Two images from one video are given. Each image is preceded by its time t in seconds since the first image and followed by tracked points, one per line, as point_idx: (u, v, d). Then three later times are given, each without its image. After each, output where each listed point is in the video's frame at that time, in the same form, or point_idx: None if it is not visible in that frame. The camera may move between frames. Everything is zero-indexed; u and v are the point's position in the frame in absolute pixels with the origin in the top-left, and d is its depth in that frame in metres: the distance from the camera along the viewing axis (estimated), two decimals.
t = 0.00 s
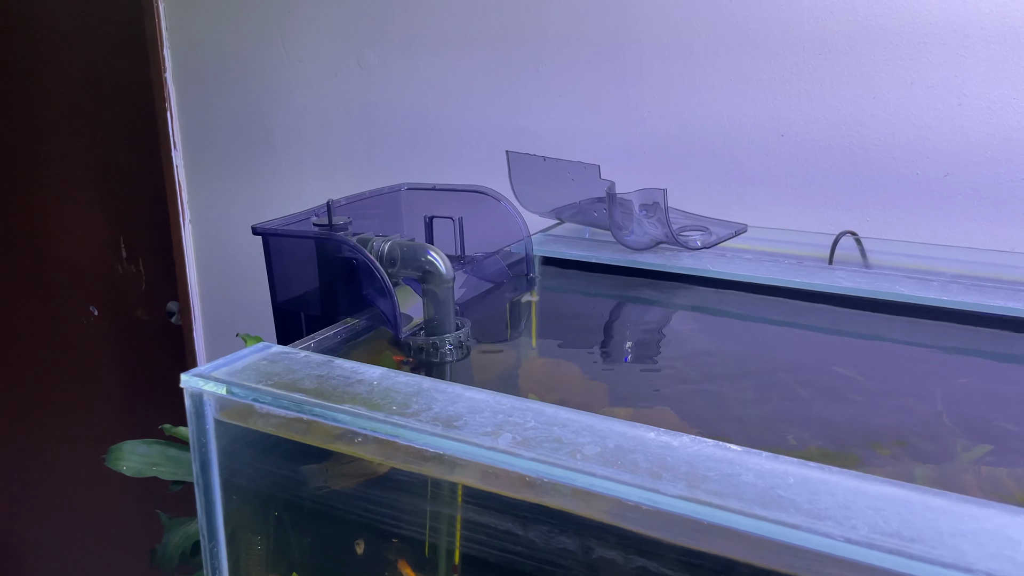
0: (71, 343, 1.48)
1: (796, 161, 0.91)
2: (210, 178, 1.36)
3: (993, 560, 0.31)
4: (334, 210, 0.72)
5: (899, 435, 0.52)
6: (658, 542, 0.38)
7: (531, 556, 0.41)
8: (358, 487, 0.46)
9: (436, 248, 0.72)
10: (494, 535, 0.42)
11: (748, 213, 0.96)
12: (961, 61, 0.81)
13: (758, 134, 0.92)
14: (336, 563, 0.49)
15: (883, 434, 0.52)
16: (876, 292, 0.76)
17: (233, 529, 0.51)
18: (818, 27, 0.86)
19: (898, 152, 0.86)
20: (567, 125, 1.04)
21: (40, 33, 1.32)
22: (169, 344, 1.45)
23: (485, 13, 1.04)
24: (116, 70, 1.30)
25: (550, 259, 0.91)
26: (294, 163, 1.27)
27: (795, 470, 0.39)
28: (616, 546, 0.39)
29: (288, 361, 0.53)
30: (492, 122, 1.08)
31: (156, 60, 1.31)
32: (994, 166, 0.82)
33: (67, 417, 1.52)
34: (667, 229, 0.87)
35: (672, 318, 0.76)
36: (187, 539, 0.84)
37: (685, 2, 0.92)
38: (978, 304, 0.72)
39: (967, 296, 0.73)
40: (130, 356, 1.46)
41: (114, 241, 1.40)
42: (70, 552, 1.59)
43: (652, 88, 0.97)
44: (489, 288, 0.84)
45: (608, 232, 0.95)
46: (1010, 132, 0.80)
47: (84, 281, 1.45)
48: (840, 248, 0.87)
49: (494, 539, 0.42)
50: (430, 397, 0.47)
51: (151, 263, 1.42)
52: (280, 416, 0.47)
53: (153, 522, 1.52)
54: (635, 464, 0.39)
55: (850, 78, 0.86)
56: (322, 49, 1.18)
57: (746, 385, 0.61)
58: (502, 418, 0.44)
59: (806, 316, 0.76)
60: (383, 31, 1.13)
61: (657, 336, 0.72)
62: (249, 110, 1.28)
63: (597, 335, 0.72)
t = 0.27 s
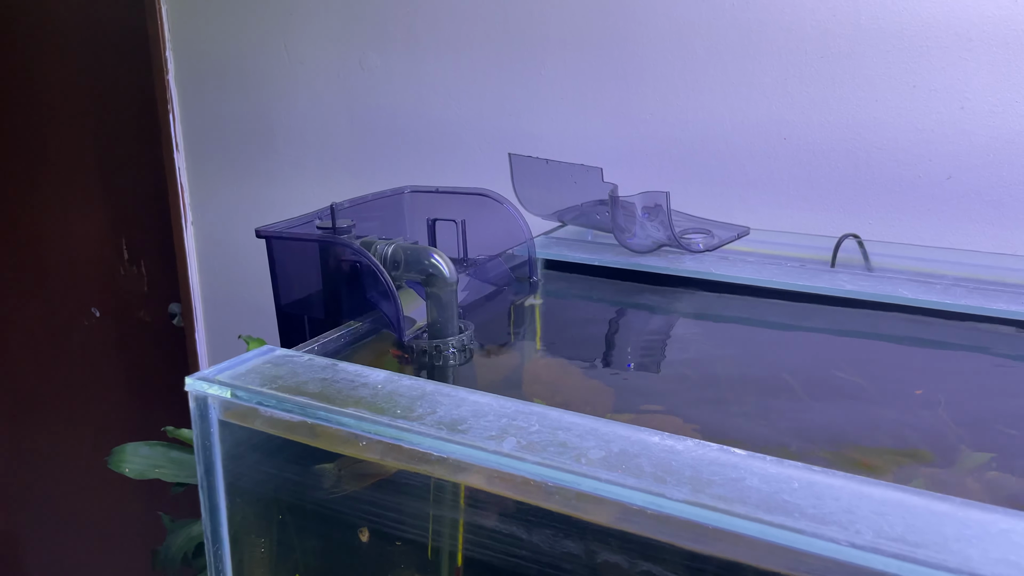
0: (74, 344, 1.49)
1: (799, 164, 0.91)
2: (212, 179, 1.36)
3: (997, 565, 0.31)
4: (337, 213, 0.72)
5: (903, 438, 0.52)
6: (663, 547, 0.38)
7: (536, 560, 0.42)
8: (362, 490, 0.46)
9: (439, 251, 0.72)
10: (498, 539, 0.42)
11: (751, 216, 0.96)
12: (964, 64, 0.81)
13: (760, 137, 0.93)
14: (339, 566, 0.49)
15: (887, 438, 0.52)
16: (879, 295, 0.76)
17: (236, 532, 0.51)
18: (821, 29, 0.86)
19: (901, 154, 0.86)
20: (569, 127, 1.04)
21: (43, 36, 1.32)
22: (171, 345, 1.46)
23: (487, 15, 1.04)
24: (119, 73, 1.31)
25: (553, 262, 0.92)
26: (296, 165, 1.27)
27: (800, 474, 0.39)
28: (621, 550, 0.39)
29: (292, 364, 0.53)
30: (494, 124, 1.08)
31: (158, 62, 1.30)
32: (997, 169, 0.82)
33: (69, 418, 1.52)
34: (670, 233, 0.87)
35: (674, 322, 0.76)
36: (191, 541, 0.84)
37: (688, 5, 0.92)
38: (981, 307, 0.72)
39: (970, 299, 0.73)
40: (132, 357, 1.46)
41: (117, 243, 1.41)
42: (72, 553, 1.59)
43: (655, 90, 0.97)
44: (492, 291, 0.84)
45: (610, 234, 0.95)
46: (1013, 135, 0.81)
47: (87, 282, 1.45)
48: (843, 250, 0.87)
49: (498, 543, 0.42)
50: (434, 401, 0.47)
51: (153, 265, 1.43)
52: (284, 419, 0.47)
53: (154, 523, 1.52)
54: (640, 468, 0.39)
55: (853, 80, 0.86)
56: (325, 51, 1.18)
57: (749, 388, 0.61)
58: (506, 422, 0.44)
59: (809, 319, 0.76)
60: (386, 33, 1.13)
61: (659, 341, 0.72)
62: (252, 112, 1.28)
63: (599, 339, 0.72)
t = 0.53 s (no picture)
0: (74, 345, 1.49)
1: (800, 165, 0.91)
2: (212, 180, 1.36)
3: (1001, 566, 0.31)
4: (338, 213, 0.72)
5: (905, 439, 0.52)
6: (665, 548, 0.38)
7: (538, 561, 0.41)
8: (363, 491, 0.46)
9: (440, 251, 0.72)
10: (500, 540, 0.42)
11: (752, 216, 0.96)
12: (966, 65, 0.81)
13: (761, 137, 0.92)
14: (340, 567, 0.49)
15: (890, 439, 0.52)
16: (881, 296, 0.76)
17: (237, 532, 0.51)
18: (823, 30, 0.86)
19: (902, 155, 0.86)
20: (570, 128, 1.04)
21: (44, 37, 1.32)
22: (171, 345, 1.46)
23: (488, 16, 1.04)
24: (120, 73, 1.31)
25: (554, 263, 0.91)
26: (297, 166, 1.27)
27: (803, 475, 0.39)
28: (624, 551, 0.39)
29: (294, 365, 0.53)
30: (495, 125, 1.08)
31: (159, 63, 1.30)
32: (999, 170, 0.82)
33: (69, 419, 1.52)
34: (671, 233, 0.87)
35: (676, 321, 0.76)
36: (191, 541, 0.84)
37: (689, 6, 0.92)
38: (983, 307, 0.72)
39: (972, 300, 0.73)
40: (132, 357, 1.46)
41: (117, 243, 1.41)
42: (71, 554, 1.58)
43: (655, 91, 0.97)
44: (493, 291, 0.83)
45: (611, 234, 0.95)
46: (1014, 136, 0.81)
47: (87, 282, 1.45)
48: (844, 251, 0.87)
49: (500, 544, 0.42)
50: (435, 402, 0.47)
51: (153, 265, 1.43)
52: (286, 420, 0.47)
53: (154, 523, 1.52)
54: (642, 469, 0.39)
55: (855, 81, 0.86)
56: (326, 52, 1.18)
57: (751, 388, 0.61)
58: (508, 423, 0.44)
59: (811, 319, 0.75)
60: (387, 34, 1.13)
61: (660, 340, 0.72)
62: (253, 113, 1.28)
63: (601, 339, 0.72)
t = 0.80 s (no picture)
0: (73, 345, 1.49)
1: (801, 165, 0.91)
2: (212, 180, 1.36)
3: (1004, 566, 0.31)
4: (339, 213, 0.72)
5: (906, 438, 0.52)
6: (667, 548, 0.38)
7: (540, 561, 0.41)
8: (365, 491, 0.46)
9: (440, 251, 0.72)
10: (502, 539, 0.42)
11: (752, 216, 0.96)
12: (967, 65, 0.81)
13: (762, 137, 0.92)
14: (341, 567, 0.49)
15: (891, 438, 0.52)
16: (882, 296, 0.76)
17: (238, 532, 0.51)
18: (823, 30, 0.86)
19: (903, 155, 0.86)
20: (570, 128, 1.04)
21: (44, 37, 1.32)
22: (171, 346, 1.45)
23: (488, 16, 1.04)
24: (119, 73, 1.31)
25: (554, 263, 0.91)
26: (297, 166, 1.27)
27: (805, 475, 0.39)
28: (625, 551, 0.39)
29: (295, 365, 0.53)
30: (495, 125, 1.08)
31: (159, 63, 1.30)
32: (999, 170, 0.82)
33: (69, 419, 1.52)
34: (672, 233, 0.87)
35: (676, 321, 0.76)
36: (192, 542, 0.84)
37: (690, 6, 0.92)
38: (983, 307, 0.72)
39: (972, 299, 0.73)
40: (132, 357, 1.46)
41: (116, 243, 1.41)
42: (71, 555, 1.58)
43: (656, 91, 0.97)
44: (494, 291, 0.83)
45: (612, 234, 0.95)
46: (1014, 135, 0.81)
47: (87, 282, 1.45)
48: (845, 251, 0.87)
49: (501, 544, 0.42)
50: (437, 401, 0.47)
51: (152, 266, 1.42)
52: (287, 420, 0.47)
53: (155, 523, 1.52)
54: (644, 469, 0.39)
55: (855, 81, 0.86)
56: (326, 52, 1.18)
57: (751, 388, 0.61)
58: (509, 422, 0.44)
59: (812, 319, 0.75)
60: (387, 35, 1.13)
61: (661, 340, 0.72)
62: (253, 113, 1.28)
63: (601, 338, 0.72)
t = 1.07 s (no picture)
0: (72, 345, 1.48)
1: (801, 164, 0.91)
2: (212, 180, 1.36)
3: (1007, 564, 0.31)
4: (339, 212, 0.72)
5: (906, 437, 0.52)
6: (669, 546, 0.38)
7: (541, 560, 0.41)
8: (366, 490, 0.46)
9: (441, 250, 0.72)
10: (504, 538, 0.42)
11: (752, 216, 0.96)
12: (967, 65, 0.81)
13: (762, 137, 0.93)
14: (342, 566, 0.49)
15: (892, 438, 0.52)
16: (882, 295, 0.76)
17: (239, 532, 0.50)
18: (823, 30, 0.86)
19: (903, 154, 0.86)
20: (570, 128, 1.04)
21: (43, 37, 1.32)
22: (170, 346, 1.45)
23: (488, 16, 1.04)
24: (118, 73, 1.30)
25: (555, 262, 0.91)
26: (297, 166, 1.27)
27: (807, 473, 0.39)
28: (628, 550, 0.39)
29: (296, 364, 0.53)
30: (495, 125, 1.08)
31: (158, 63, 1.30)
32: (999, 169, 0.82)
33: (68, 419, 1.52)
34: (673, 232, 0.87)
35: (676, 320, 0.76)
36: (191, 542, 0.84)
37: (690, 6, 0.92)
38: (984, 306, 0.72)
39: (973, 299, 0.73)
40: (131, 357, 1.46)
41: (116, 243, 1.40)
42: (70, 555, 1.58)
43: (656, 91, 0.97)
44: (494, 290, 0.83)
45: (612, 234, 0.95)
46: (1014, 135, 0.81)
47: (86, 282, 1.45)
48: (845, 250, 0.87)
49: (503, 542, 0.42)
50: (438, 400, 0.47)
51: (151, 266, 1.42)
52: (288, 419, 0.47)
53: (154, 523, 1.52)
54: (646, 468, 0.39)
55: (855, 81, 0.86)
56: (326, 51, 1.17)
57: (752, 387, 0.61)
58: (511, 421, 0.44)
59: (812, 318, 0.75)
60: (388, 34, 1.12)
61: (661, 339, 0.72)
62: (252, 113, 1.28)
63: (602, 338, 0.72)
